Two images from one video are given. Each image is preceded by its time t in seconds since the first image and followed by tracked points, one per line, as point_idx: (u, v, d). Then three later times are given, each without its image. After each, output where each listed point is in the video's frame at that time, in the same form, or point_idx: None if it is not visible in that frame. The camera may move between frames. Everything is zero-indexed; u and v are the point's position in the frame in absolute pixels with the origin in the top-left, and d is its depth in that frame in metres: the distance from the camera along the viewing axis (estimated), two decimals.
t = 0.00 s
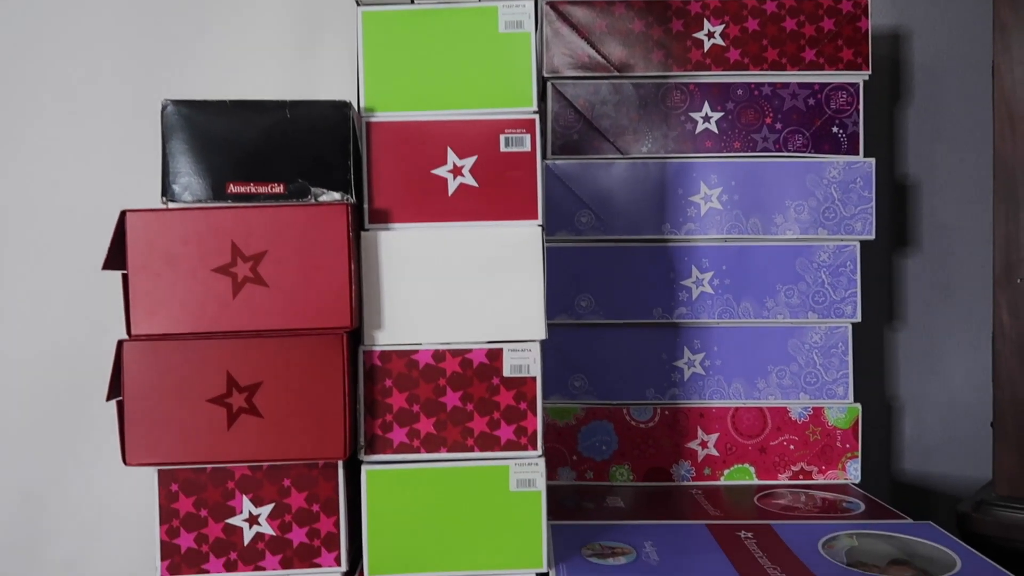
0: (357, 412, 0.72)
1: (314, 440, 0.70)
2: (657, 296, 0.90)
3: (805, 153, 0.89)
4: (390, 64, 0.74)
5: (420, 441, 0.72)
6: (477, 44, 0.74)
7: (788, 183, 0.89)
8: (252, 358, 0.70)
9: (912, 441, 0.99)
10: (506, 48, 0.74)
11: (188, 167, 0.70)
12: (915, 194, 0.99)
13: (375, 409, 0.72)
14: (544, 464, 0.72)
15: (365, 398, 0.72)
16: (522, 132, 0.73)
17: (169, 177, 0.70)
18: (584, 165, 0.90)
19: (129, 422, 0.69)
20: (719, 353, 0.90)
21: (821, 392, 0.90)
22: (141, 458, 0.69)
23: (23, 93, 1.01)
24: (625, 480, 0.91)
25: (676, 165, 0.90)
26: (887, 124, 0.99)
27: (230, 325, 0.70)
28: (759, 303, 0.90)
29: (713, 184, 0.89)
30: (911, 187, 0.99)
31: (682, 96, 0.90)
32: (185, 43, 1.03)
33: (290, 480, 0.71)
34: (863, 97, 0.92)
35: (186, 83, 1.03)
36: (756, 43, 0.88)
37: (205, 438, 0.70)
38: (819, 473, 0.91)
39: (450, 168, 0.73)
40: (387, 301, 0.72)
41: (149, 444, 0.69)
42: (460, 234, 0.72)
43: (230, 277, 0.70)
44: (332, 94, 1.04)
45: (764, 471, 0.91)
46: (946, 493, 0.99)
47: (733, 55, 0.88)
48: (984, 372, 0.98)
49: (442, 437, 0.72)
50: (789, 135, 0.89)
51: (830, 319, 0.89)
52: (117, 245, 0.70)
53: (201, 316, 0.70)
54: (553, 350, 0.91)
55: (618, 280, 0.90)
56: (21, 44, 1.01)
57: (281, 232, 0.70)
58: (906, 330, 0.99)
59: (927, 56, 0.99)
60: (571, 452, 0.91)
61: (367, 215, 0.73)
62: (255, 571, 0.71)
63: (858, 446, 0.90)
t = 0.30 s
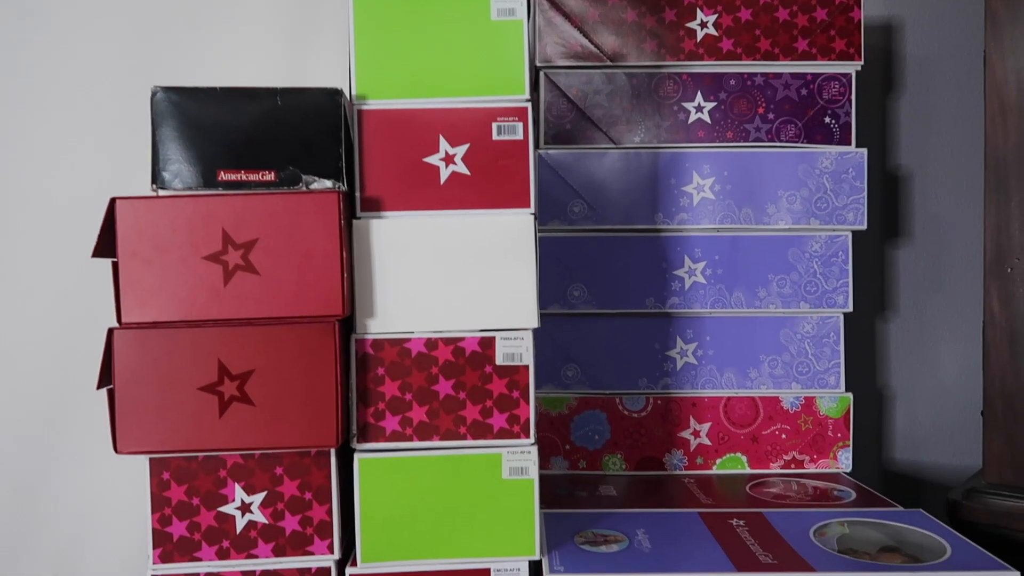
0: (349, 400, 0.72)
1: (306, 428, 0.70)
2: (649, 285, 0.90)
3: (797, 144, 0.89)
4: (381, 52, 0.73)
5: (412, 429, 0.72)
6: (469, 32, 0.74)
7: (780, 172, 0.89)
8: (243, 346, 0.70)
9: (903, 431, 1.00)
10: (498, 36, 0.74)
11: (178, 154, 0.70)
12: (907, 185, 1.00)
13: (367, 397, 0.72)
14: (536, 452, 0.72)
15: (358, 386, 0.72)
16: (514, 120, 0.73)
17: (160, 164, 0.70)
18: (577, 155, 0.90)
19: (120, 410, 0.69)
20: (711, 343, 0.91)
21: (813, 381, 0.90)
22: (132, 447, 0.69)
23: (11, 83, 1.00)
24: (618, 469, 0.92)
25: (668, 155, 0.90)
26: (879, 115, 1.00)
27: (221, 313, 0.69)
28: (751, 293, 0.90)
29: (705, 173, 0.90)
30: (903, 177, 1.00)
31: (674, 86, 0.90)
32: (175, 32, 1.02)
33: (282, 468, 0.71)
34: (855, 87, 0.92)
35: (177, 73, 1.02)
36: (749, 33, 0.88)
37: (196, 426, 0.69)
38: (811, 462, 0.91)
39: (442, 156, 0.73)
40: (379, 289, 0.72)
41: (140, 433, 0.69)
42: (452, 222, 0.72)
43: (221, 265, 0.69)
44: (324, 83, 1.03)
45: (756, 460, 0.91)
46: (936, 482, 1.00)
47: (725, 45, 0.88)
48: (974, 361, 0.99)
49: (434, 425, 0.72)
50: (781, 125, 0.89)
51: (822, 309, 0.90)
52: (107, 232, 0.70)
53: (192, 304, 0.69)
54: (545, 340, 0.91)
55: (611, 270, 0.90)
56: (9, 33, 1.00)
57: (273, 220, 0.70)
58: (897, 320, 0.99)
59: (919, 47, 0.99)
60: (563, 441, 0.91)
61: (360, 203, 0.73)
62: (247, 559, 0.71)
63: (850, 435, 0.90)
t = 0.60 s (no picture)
0: (346, 383, 0.72)
1: (303, 411, 0.70)
2: (647, 271, 0.90)
3: (796, 129, 0.89)
4: (378, 34, 0.73)
5: (410, 413, 0.72)
6: (466, 14, 0.73)
7: (779, 158, 0.89)
8: (240, 329, 0.70)
9: (900, 417, 1.00)
10: (496, 19, 0.73)
11: (174, 137, 0.69)
12: (905, 171, 0.99)
13: (365, 381, 0.72)
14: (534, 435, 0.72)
15: (356, 369, 0.72)
16: (512, 103, 0.73)
17: (155, 146, 0.69)
18: (575, 140, 0.89)
19: (118, 393, 0.69)
20: (709, 329, 0.91)
21: (810, 367, 0.91)
22: (129, 430, 0.69)
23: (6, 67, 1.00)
24: (615, 455, 0.92)
25: (667, 141, 0.89)
26: (877, 101, 1.00)
27: (218, 297, 0.69)
28: (749, 279, 0.90)
29: (704, 159, 0.89)
30: (901, 163, 0.99)
31: (673, 71, 0.89)
32: (171, 16, 1.01)
33: (280, 451, 0.71)
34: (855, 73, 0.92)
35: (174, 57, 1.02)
36: (748, 18, 0.88)
37: (194, 409, 0.69)
38: (807, 447, 0.91)
39: (440, 140, 0.73)
40: (376, 272, 0.72)
41: (137, 416, 0.69)
42: (449, 206, 0.72)
43: (217, 248, 0.69)
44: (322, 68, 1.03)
45: (753, 445, 0.92)
46: (932, 467, 1.00)
47: (725, 30, 0.88)
48: (971, 348, 0.99)
49: (432, 408, 0.72)
50: (780, 110, 0.89)
51: (819, 295, 0.90)
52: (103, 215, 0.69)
53: (189, 287, 0.69)
54: (543, 326, 0.91)
55: (609, 255, 0.90)
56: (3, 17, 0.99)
57: (269, 203, 0.69)
58: (894, 307, 0.99)
59: (919, 32, 0.99)
60: (561, 426, 0.92)
61: (357, 187, 0.73)
62: (246, 542, 0.72)
63: (846, 421, 0.91)
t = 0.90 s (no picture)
0: (345, 370, 0.72)
1: (303, 397, 0.70)
2: (647, 259, 0.90)
3: (796, 117, 0.89)
4: (377, 20, 0.73)
5: (409, 399, 0.72)
6: None
7: (779, 146, 0.89)
8: (239, 315, 0.70)
9: (899, 405, 1.00)
10: (495, 4, 0.73)
11: (173, 123, 0.69)
12: (906, 159, 0.99)
13: (365, 367, 0.72)
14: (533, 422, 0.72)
15: (355, 355, 0.72)
16: (512, 89, 0.72)
17: (154, 132, 0.69)
18: (575, 128, 0.89)
19: (117, 379, 0.69)
20: (708, 317, 0.91)
21: (809, 355, 0.91)
22: (129, 416, 0.69)
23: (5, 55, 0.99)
24: (614, 442, 0.92)
25: (667, 128, 0.89)
26: (878, 90, 0.99)
27: (217, 283, 0.69)
28: (749, 267, 0.90)
29: (704, 147, 0.89)
30: (902, 152, 0.99)
31: (673, 58, 0.89)
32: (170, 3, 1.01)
33: (279, 437, 0.71)
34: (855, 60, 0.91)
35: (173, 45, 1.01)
36: (749, 5, 0.87)
37: (193, 395, 0.69)
38: (806, 435, 0.91)
39: (439, 126, 0.72)
40: (375, 259, 0.72)
41: (136, 402, 0.69)
42: (448, 192, 0.72)
43: (216, 234, 0.69)
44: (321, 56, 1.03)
45: (752, 433, 0.92)
46: (930, 455, 1.00)
47: (725, 17, 0.87)
48: (971, 336, 0.99)
49: (432, 394, 0.72)
50: (780, 98, 0.88)
51: (819, 283, 0.90)
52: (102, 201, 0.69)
53: (188, 273, 0.69)
54: (542, 314, 0.91)
55: (608, 243, 0.90)
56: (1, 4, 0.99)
57: (268, 189, 0.69)
58: (894, 295, 0.99)
59: (920, 20, 0.98)
60: (561, 414, 0.92)
61: (356, 173, 0.72)
62: (246, 527, 0.72)
63: (845, 409, 0.91)
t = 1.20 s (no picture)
0: (341, 356, 0.72)
1: (298, 383, 0.70)
2: (642, 247, 0.90)
3: (792, 104, 0.89)
4: (372, 4, 0.72)
5: (405, 384, 0.72)
6: None
7: (775, 133, 0.89)
8: (234, 301, 0.69)
9: (893, 394, 1.01)
10: None
11: (167, 107, 0.69)
12: (901, 147, 0.99)
13: (360, 353, 0.72)
14: (528, 408, 0.72)
15: (350, 341, 0.72)
16: (507, 74, 0.72)
17: (147, 117, 0.69)
18: (571, 114, 0.89)
19: (111, 365, 0.69)
20: (704, 304, 0.91)
21: (804, 342, 0.91)
22: (124, 401, 0.69)
23: None
24: (610, 430, 0.92)
25: (663, 115, 0.89)
26: (874, 77, 0.99)
27: (211, 268, 0.69)
28: (745, 254, 0.90)
29: (700, 134, 0.89)
30: (897, 140, 0.99)
31: (670, 45, 0.89)
32: None
33: (274, 423, 0.71)
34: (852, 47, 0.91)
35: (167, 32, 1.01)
36: None
37: (189, 381, 0.69)
38: (801, 422, 0.92)
39: (435, 111, 0.72)
40: (371, 245, 0.72)
41: (131, 387, 0.69)
42: (444, 178, 0.72)
43: (211, 219, 0.69)
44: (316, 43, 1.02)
45: (747, 420, 0.92)
46: (925, 444, 1.01)
47: (722, 3, 0.87)
48: (965, 324, 0.99)
49: (427, 381, 0.72)
50: (776, 85, 0.88)
51: (814, 270, 0.90)
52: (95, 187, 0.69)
53: (182, 259, 0.69)
54: (538, 301, 0.91)
55: (604, 231, 0.90)
56: None
57: (263, 174, 0.69)
58: (889, 283, 1.00)
59: (916, 7, 0.98)
60: (556, 401, 0.92)
61: (351, 158, 0.72)
62: (241, 513, 0.72)
63: (840, 396, 0.91)
